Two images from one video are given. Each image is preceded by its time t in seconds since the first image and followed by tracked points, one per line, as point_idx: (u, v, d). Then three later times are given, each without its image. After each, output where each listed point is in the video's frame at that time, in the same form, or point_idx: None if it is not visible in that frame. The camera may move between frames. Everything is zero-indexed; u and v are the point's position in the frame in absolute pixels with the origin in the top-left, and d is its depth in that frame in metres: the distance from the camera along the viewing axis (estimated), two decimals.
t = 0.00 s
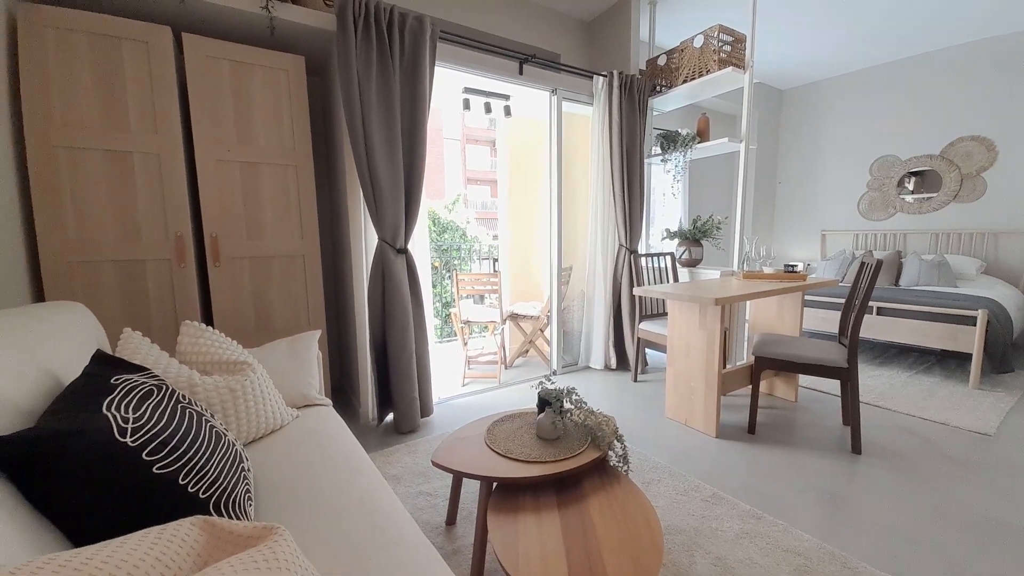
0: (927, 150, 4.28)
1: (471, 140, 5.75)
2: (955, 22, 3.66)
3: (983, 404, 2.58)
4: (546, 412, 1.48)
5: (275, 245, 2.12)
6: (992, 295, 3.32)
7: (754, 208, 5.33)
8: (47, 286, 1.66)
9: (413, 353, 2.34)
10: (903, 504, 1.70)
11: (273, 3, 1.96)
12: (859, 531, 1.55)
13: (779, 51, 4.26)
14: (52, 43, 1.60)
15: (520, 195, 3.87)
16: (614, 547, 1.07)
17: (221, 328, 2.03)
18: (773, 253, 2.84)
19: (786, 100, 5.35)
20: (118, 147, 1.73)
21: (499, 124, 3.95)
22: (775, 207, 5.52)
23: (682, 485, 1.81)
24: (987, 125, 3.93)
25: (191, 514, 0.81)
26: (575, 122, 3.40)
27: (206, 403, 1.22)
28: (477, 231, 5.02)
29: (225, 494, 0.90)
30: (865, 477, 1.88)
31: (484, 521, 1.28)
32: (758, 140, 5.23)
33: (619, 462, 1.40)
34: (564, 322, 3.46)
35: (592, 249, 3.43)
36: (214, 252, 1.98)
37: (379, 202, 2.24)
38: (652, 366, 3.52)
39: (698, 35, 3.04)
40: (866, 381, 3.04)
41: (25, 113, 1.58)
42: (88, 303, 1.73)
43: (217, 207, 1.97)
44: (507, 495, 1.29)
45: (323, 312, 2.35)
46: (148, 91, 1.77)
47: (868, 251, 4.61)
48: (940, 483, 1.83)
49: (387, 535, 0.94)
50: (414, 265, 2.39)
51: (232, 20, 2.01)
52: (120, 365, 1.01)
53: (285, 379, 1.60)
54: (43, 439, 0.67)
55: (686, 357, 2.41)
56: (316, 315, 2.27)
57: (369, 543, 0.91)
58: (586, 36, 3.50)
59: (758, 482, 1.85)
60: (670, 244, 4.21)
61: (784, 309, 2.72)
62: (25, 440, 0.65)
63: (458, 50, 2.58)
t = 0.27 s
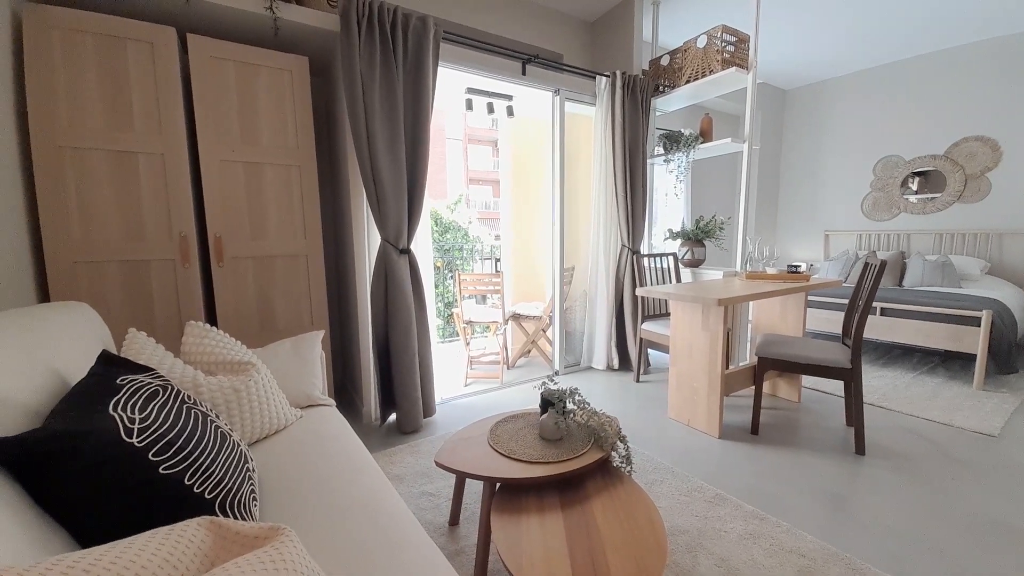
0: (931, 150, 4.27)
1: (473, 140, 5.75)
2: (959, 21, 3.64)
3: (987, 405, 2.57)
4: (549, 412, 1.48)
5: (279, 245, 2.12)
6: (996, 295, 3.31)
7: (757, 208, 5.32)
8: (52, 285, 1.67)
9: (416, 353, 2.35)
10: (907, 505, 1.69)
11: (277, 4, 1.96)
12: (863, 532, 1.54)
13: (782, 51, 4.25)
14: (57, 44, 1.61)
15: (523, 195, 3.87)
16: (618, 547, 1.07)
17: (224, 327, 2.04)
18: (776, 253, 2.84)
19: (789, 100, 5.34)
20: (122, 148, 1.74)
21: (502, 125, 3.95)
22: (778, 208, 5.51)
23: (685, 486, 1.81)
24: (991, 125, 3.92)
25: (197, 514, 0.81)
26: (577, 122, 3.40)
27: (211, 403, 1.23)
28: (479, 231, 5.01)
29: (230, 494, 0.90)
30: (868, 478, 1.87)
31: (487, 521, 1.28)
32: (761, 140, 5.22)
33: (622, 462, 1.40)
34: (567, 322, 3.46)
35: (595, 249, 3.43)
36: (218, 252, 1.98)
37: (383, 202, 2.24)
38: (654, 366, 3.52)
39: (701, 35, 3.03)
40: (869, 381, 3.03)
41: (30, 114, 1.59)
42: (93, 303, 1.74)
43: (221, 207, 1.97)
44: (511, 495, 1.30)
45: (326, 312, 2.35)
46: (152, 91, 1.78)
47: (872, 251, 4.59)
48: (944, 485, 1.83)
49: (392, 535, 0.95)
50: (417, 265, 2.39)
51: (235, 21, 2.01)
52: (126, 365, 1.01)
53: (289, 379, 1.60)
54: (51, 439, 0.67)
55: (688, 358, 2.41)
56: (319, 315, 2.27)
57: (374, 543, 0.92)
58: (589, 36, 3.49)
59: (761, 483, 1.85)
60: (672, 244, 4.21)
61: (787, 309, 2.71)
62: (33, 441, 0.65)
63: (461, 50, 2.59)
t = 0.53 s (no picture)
0: (934, 150, 4.25)
1: (474, 140, 5.75)
2: (964, 20, 3.63)
3: (991, 406, 2.56)
4: (552, 412, 1.48)
5: (282, 246, 2.13)
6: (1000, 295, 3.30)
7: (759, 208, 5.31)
8: (57, 286, 1.68)
9: (418, 353, 2.35)
10: (911, 506, 1.69)
11: (280, 5, 1.97)
12: (867, 533, 1.54)
13: (785, 51, 4.23)
14: (62, 45, 1.62)
15: (525, 195, 3.87)
16: (621, 548, 1.07)
17: (227, 328, 2.05)
18: (779, 253, 2.83)
19: (791, 100, 5.33)
20: (126, 149, 1.75)
21: (504, 125, 3.95)
22: (780, 207, 5.49)
23: (688, 486, 1.80)
24: (995, 125, 3.90)
25: (201, 513, 0.81)
26: (579, 122, 3.40)
27: (215, 403, 1.23)
28: (481, 232, 5.01)
29: (234, 493, 0.90)
30: (872, 479, 1.87)
31: (490, 521, 1.28)
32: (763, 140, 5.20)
33: (625, 462, 1.40)
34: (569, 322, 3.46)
35: (597, 249, 3.42)
36: (221, 252, 1.99)
37: (385, 202, 2.25)
38: (657, 366, 3.51)
39: (703, 35, 3.03)
40: (872, 382, 3.02)
41: (35, 115, 1.60)
42: (97, 303, 1.75)
43: (224, 208, 1.98)
44: (513, 495, 1.30)
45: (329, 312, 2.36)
46: (156, 92, 1.78)
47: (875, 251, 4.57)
48: (948, 485, 1.82)
49: (395, 535, 0.95)
50: (419, 266, 2.40)
51: (238, 22, 2.02)
52: (131, 365, 1.02)
53: (292, 379, 1.61)
54: (56, 438, 0.67)
55: (691, 358, 2.40)
56: (321, 315, 2.28)
57: (377, 543, 0.92)
58: (590, 36, 3.49)
59: (764, 483, 1.84)
60: (674, 244, 4.20)
61: (790, 309, 2.71)
62: (38, 441, 0.66)
63: (463, 51, 2.59)
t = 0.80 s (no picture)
0: (939, 150, 4.23)
1: (477, 140, 5.75)
2: (969, 20, 3.61)
3: (997, 408, 2.54)
4: (554, 412, 1.48)
5: (285, 245, 2.13)
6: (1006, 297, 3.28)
7: (763, 208, 5.29)
8: (61, 285, 1.69)
9: (420, 353, 2.35)
10: (915, 508, 1.68)
11: (284, 6, 1.97)
12: (871, 535, 1.53)
13: (788, 51, 4.22)
14: (67, 46, 1.63)
15: (527, 194, 3.87)
16: (623, 548, 1.06)
17: (231, 327, 2.05)
18: (782, 254, 2.82)
19: (795, 100, 5.31)
20: (131, 148, 1.76)
21: (506, 124, 3.95)
22: (784, 208, 5.47)
23: (691, 487, 1.80)
24: (1001, 125, 3.87)
25: (204, 511, 0.82)
26: (582, 122, 3.39)
27: (218, 402, 1.23)
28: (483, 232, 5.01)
29: (238, 492, 0.91)
30: (876, 481, 1.86)
31: (492, 521, 1.28)
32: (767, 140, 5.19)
33: (627, 463, 1.39)
34: (571, 322, 3.46)
35: (599, 249, 3.42)
36: (224, 251, 2.00)
37: (388, 202, 2.25)
38: (659, 367, 3.50)
39: (707, 35, 3.02)
40: (877, 383, 3.00)
41: (41, 115, 1.61)
42: (101, 302, 1.76)
43: (228, 207, 1.99)
44: (515, 495, 1.29)
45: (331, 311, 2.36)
46: (160, 92, 1.79)
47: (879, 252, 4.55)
48: (953, 488, 1.81)
49: (397, 535, 0.94)
50: (422, 266, 2.40)
51: (242, 22, 2.02)
52: (135, 364, 1.02)
53: (295, 378, 1.61)
54: (61, 437, 0.68)
55: (694, 358, 2.40)
56: (324, 315, 2.28)
57: (379, 543, 0.92)
58: (594, 36, 3.49)
59: (767, 485, 1.83)
60: (678, 245, 4.19)
61: (794, 310, 2.69)
62: (44, 438, 0.66)
63: (466, 51, 2.59)
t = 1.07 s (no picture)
0: (944, 149, 4.20)
1: (479, 141, 5.75)
2: (974, 18, 3.58)
3: (1003, 409, 2.53)
4: (557, 413, 1.48)
5: (288, 246, 2.14)
6: (1012, 297, 3.25)
7: (766, 208, 5.27)
8: (66, 285, 1.69)
9: (423, 353, 2.35)
10: (921, 509, 1.66)
11: (286, 6, 1.98)
12: (877, 537, 1.52)
13: (791, 50, 4.21)
14: (71, 47, 1.63)
15: (530, 194, 3.87)
16: (627, 549, 1.06)
17: (235, 327, 2.06)
18: (786, 254, 2.80)
19: (799, 99, 5.29)
20: (134, 149, 1.76)
21: (509, 124, 3.95)
22: (787, 207, 5.45)
23: (695, 488, 1.79)
24: (1006, 124, 3.85)
25: (209, 512, 0.82)
26: (584, 122, 3.39)
27: (222, 403, 1.23)
28: (486, 232, 5.01)
29: (242, 493, 0.90)
30: (881, 482, 1.85)
31: (495, 522, 1.27)
32: (770, 139, 5.17)
33: (631, 464, 1.39)
34: (574, 323, 3.45)
35: (602, 249, 3.41)
36: (228, 252, 2.00)
37: (390, 202, 2.25)
38: (662, 367, 3.49)
39: (710, 34, 3.01)
40: (881, 383, 2.99)
41: (46, 116, 1.61)
42: (106, 303, 1.76)
43: (232, 208, 1.99)
44: (519, 496, 1.29)
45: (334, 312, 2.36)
46: (164, 93, 1.80)
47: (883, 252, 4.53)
48: (959, 489, 1.79)
49: (401, 535, 0.94)
50: (425, 266, 2.40)
51: (245, 23, 2.03)
52: (140, 365, 1.02)
53: (299, 378, 1.61)
54: (67, 437, 0.68)
55: (697, 358, 2.39)
56: (327, 315, 2.28)
57: (383, 543, 0.91)
58: (596, 36, 3.48)
59: (772, 485, 1.83)
60: (681, 244, 4.18)
61: (798, 310, 2.68)
62: (49, 439, 0.66)
63: (468, 51, 2.59)
